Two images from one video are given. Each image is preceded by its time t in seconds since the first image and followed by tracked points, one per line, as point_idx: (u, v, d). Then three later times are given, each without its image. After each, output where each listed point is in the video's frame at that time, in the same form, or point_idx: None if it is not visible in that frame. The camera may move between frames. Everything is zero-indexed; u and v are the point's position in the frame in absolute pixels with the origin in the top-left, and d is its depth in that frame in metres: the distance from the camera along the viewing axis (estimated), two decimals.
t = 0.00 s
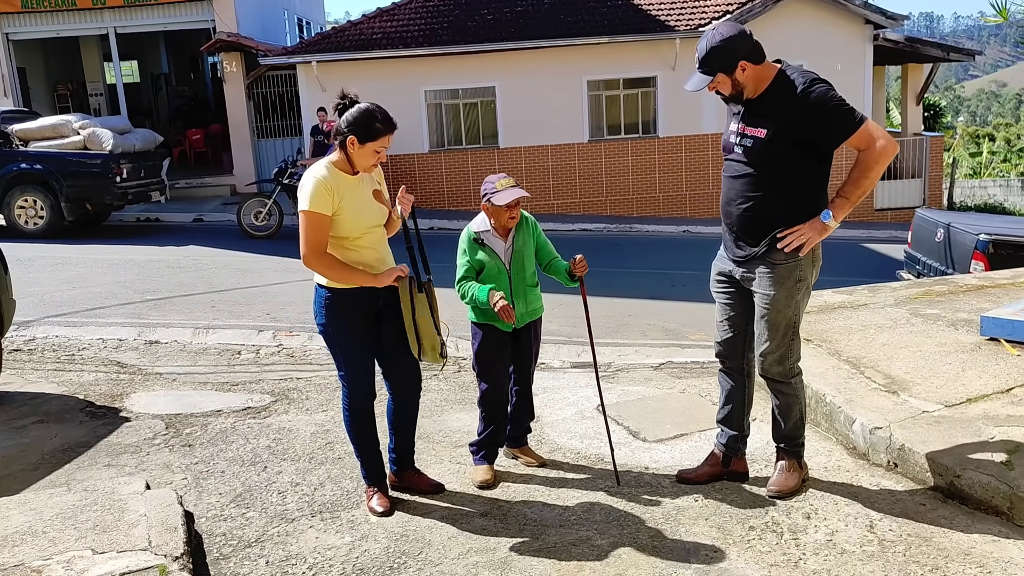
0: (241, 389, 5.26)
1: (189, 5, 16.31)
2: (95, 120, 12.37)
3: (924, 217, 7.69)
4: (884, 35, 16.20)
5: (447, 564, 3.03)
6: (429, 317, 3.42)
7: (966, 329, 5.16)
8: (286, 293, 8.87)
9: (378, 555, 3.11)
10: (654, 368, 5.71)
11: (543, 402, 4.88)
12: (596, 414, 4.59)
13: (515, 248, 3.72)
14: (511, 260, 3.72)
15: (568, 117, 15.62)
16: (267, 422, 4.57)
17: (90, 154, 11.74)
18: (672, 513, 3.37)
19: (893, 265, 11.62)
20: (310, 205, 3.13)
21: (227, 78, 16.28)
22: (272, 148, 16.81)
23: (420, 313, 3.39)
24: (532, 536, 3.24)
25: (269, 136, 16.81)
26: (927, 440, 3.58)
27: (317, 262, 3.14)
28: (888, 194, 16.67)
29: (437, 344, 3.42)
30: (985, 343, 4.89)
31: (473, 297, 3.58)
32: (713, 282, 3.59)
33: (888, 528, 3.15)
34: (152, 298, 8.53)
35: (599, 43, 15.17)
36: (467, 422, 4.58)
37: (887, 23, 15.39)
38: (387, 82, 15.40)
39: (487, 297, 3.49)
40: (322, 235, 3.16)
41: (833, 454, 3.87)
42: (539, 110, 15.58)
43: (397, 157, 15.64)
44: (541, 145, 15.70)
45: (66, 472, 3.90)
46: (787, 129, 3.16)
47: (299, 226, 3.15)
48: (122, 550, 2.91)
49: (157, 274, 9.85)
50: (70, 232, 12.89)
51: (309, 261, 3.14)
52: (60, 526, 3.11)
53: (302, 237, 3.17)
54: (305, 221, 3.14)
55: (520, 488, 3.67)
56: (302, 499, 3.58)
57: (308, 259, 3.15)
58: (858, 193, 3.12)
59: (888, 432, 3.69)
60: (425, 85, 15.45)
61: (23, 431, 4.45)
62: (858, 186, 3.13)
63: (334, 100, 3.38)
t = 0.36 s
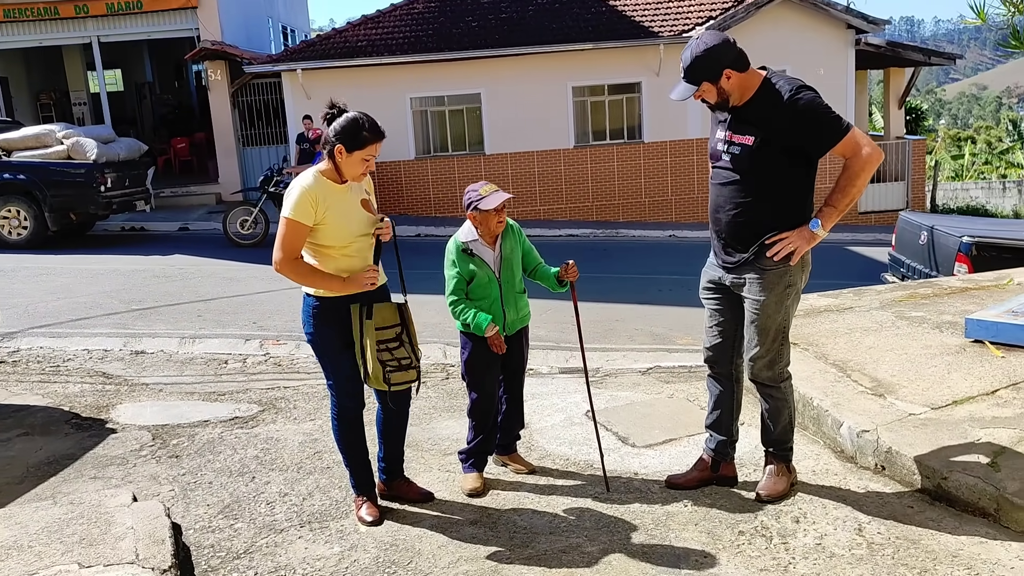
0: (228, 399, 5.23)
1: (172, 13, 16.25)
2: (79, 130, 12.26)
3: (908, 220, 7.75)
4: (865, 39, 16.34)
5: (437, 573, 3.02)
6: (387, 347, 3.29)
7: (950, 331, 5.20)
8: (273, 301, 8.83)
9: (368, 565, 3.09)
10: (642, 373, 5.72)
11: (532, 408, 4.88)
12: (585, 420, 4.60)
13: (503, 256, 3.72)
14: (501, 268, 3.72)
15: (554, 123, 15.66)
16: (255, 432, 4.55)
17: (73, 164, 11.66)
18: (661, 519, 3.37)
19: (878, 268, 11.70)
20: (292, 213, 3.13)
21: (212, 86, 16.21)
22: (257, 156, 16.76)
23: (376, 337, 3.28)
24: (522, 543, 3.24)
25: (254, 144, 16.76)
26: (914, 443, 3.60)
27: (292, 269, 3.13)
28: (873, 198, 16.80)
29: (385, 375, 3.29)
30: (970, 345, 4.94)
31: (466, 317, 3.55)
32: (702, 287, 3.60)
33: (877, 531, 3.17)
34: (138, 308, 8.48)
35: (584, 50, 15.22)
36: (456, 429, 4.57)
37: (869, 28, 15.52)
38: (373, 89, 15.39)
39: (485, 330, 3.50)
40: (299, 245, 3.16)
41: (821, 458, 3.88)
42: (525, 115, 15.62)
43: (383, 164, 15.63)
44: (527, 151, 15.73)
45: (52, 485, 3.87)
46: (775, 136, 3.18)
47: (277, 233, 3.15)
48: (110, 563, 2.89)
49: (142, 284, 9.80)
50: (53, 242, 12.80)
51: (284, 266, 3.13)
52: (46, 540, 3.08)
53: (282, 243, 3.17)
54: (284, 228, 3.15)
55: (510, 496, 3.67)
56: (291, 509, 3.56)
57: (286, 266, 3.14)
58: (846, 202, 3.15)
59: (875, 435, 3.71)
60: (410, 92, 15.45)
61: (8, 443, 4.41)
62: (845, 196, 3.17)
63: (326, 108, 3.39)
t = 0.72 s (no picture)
0: (218, 408, 5.21)
1: (161, 21, 16.21)
2: (66, 138, 12.21)
3: (896, 224, 7.79)
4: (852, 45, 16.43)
5: None
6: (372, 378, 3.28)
7: (939, 336, 5.23)
8: (263, 310, 8.80)
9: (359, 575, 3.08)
10: (633, 379, 5.72)
11: (524, 415, 4.87)
12: (576, 427, 4.60)
13: (494, 263, 3.72)
14: (493, 275, 3.71)
15: (543, 129, 15.69)
16: (245, 441, 4.53)
17: (61, 173, 11.60)
18: (653, 526, 3.37)
19: (867, 272, 11.75)
20: (278, 222, 3.13)
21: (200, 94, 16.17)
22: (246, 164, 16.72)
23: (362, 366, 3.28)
24: (514, 552, 3.23)
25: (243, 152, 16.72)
26: (904, 448, 3.61)
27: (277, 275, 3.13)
28: (861, 202, 16.88)
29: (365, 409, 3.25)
30: (959, 349, 4.96)
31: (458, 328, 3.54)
32: (693, 294, 3.61)
33: (868, 536, 3.18)
34: (127, 317, 8.43)
35: (573, 56, 15.26)
36: (447, 437, 4.56)
37: (856, 33, 15.62)
38: (362, 96, 15.38)
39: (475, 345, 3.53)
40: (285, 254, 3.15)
41: (812, 463, 3.89)
42: (514, 121, 15.64)
43: (373, 171, 15.62)
44: (516, 157, 15.75)
45: (40, 497, 3.83)
46: (764, 143, 3.20)
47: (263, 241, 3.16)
48: None
49: (131, 292, 9.74)
50: (41, 250, 12.73)
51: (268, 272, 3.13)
52: (34, 553, 3.06)
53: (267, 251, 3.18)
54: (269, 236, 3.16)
55: (501, 504, 3.66)
56: (281, 519, 3.54)
57: (270, 273, 3.14)
58: (836, 209, 3.17)
59: (866, 440, 3.72)
60: (400, 99, 15.45)
61: None
62: (835, 203, 3.18)
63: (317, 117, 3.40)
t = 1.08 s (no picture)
0: (208, 409, 5.19)
1: (151, 21, 16.16)
2: (56, 139, 12.15)
3: (887, 224, 7.82)
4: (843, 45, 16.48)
5: None
6: (345, 447, 3.28)
7: (929, 335, 5.25)
8: (254, 311, 8.78)
9: None
10: (624, 379, 5.73)
11: (515, 415, 4.87)
12: (568, 427, 4.60)
13: (486, 258, 3.73)
14: (486, 271, 3.73)
15: (535, 130, 15.70)
16: (236, 443, 4.51)
17: (51, 173, 11.55)
18: (645, 526, 3.38)
19: (858, 272, 11.80)
20: (266, 224, 3.11)
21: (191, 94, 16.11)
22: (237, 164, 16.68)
23: (338, 429, 3.28)
24: (505, 553, 3.23)
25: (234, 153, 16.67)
26: (894, 447, 3.63)
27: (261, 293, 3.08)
28: (852, 202, 16.95)
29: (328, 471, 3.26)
30: (949, 348, 4.98)
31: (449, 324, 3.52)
32: (683, 294, 3.62)
33: (859, 535, 3.19)
34: (117, 318, 8.40)
35: (564, 56, 15.27)
36: (439, 438, 4.56)
37: (846, 33, 15.68)
38: (354, 96, 15.36)
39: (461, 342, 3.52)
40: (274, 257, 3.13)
41: (802, 462, 3.90)
42: (506, 121, 15.63)
43: (364, 171, 15.59)
44: (508, 157, 15.75)
45: (30, 499, 3.81)
46: (755, 144, 3.21)
47: (250, 242, 3.12)
48: None
49: (122, 294, 9.71)
50: (31, 252, 12.66)
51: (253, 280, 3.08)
52: (23, 556, 3.04)
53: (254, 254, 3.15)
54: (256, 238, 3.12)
55: (493, 505, 3.66)
56: (272, 521, 3.53)
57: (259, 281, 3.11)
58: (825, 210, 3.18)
59: (856, 439, 3.73)
60: (391, 99, 15.43)
61: None
62: (825, 204, 3.19)
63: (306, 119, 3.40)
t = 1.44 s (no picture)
0: (203, 405, 5.17)
1: (144, 16, 16.07)
2: (48, 133, 12.09)
3: (881, 220, 7.82)
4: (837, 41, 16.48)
5: None
6: (272, 475, 3.20)
7: (924, 330, 5.26)
8: (248, 306, 8.75)
9: (346, 571, 3.06)
10: (619, 375, 5.73)
11: (511, 411, 4.87)
12: (563, 422, 4.60)
13: (481, 252, 3.72)
14: (481, 264, 3.72)
15: (530, 125, 15.68)
16: (230, 438, 4.50)
17: (44, 168, 11.49)
18: (641, 521, 3.38)
19: (853, 268, 11.82)
20: (262, 217, 3.08)
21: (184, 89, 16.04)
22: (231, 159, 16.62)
23: (275, 453, 3.22)
24: (501, 547, 3.23)
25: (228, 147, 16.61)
26: (890, 441, 3.64)
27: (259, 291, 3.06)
28: (846, 198, 16.98)
29: (244, 485, 3.20)
30: (943, 343, 5.00)
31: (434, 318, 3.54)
32: (680, 289, 3.61)
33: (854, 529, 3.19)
34: (111, 314, 8.36)
35: (559, 52, 15.25)
36: (434, 433, 4.55)
37: (840, 29, 15.70)
38: (348, 91, 15.31)
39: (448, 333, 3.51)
40: (269, 250, 3.11)
41: (798, 457, 3.91)
42: (500, 117, 15.61)
43: (358, 167, 15.55)
44: (503, 153, 15.72)
45: (23, 494, 3.79)
46: (753, 138, 3.20)
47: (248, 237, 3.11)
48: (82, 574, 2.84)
49: (115, 289, 9.67)
50: (22, 247, 12.60)
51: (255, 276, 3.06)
52: (17, 551, 3.03)
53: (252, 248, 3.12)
54: (253, 232, 3.10)
55: (488, 500, 3.66)
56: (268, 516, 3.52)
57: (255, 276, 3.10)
58: (823, 205, 3.17)
59: (851, 434, 3.74)
60: (385, 94, 15.38)
61: None
62: (822, 199, 3.19)
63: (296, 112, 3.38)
